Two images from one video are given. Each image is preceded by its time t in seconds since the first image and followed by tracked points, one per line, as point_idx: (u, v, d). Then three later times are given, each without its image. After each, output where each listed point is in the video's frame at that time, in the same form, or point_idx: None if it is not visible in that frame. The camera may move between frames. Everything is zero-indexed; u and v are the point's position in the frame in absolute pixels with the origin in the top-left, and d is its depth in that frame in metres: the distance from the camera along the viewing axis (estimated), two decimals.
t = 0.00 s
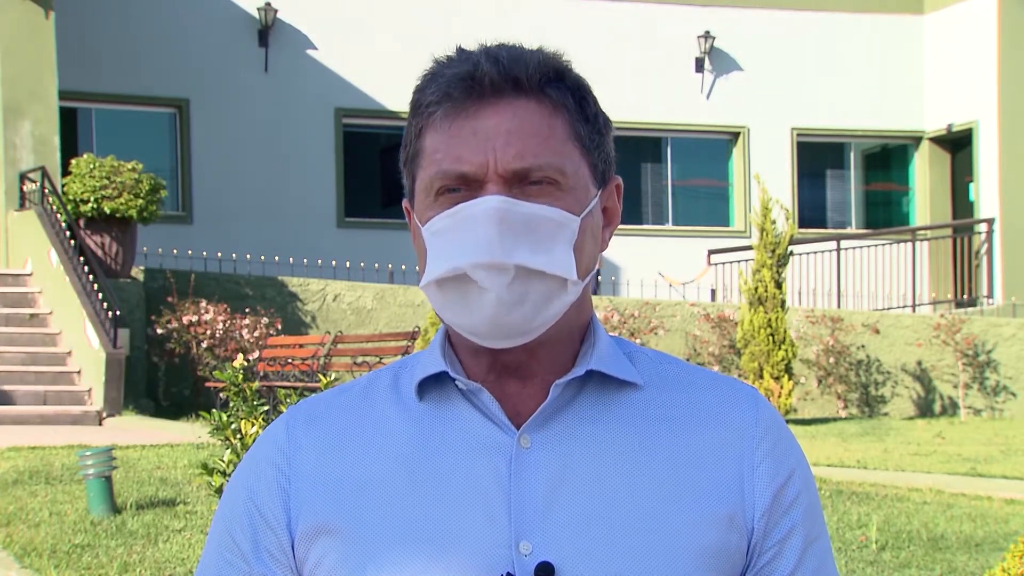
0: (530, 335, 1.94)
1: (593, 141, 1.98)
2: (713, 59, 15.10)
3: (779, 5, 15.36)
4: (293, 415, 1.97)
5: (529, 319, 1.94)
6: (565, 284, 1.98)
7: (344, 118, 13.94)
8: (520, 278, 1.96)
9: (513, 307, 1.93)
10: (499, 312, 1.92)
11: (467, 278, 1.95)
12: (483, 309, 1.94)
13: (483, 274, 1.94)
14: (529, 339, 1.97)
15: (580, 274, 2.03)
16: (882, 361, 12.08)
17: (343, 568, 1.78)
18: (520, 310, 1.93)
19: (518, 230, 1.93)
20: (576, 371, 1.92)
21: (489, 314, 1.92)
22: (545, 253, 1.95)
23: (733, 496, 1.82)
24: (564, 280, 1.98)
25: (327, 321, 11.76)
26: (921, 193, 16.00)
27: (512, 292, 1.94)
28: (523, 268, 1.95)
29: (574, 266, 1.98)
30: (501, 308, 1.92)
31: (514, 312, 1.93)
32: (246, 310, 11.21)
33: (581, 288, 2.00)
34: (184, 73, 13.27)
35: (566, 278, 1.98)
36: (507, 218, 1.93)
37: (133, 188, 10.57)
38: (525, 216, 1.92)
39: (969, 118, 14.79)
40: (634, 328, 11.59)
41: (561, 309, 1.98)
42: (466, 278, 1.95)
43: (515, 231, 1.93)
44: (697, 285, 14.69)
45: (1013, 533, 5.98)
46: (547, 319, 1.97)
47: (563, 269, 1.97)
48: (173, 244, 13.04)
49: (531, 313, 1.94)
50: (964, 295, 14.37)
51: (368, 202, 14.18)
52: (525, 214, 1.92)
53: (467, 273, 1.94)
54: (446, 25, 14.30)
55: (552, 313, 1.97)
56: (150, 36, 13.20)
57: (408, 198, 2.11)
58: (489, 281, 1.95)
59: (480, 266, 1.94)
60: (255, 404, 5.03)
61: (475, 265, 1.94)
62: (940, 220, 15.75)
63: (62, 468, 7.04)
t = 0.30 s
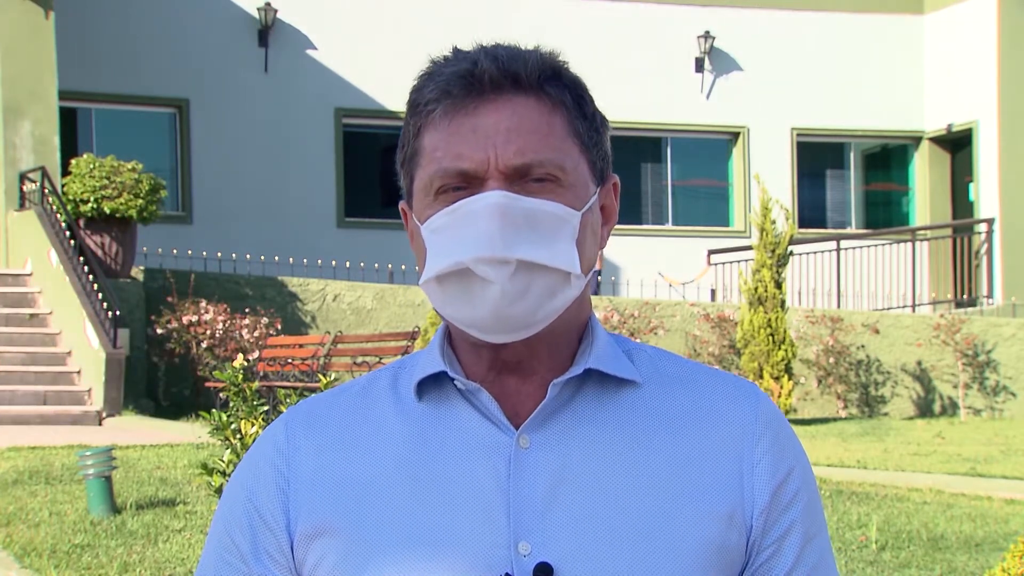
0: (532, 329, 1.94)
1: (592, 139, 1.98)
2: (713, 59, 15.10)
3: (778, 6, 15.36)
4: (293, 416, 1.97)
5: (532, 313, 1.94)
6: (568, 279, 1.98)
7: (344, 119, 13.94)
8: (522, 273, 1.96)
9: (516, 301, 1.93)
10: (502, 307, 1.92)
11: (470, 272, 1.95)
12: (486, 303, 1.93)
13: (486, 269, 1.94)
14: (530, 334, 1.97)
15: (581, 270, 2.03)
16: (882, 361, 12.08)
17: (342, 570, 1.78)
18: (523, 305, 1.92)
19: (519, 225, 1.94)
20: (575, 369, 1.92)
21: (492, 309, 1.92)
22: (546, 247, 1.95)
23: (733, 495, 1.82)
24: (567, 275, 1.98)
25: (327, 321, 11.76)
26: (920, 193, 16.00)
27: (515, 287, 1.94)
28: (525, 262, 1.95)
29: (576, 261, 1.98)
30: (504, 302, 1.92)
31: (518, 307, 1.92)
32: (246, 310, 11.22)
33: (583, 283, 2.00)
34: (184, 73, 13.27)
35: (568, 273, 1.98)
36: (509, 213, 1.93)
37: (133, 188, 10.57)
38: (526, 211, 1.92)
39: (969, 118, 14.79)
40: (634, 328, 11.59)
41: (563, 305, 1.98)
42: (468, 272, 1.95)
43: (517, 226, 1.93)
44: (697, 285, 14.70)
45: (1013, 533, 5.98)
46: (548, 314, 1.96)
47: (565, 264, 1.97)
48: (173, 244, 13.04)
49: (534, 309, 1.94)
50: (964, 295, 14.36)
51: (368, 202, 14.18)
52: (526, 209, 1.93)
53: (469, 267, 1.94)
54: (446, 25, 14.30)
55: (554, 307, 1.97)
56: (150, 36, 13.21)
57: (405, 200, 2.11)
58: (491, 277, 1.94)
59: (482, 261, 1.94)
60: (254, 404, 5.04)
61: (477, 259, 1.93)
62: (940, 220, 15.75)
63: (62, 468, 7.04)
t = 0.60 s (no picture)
0: (534, 326, 1.94)
1: (587, 135, 1.99)
2: (713, 59, 15.10)
3: (778, 6, 15.36)
4: (293, 415, 1.97)
5: (533, 311, 1.94)
6: (569, 276, 1.98)
7: (344, 118, 13.94)
8: (523, 270, 1.95)
9: (518, 299, 1.92)
10: (504, 305, 1.91)
11: (471, 271, 1.95)
12: (488, 301, 1.93)
13: (487, 267, 1.94)
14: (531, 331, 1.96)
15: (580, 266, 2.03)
16: (882, 361, 12.08)
17: (343, 567, 1.78)
18: (524, 302, 1.92)
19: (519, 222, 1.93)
20: (574, 365, 1.92)
21: (494, 307, 1.92)
22: (546, 244, 1.95)
23: (733, 486, 1.82)
24: (568, 272, 1.98)
25: (327, 321, 11.76)
26: (920, 193, 16.01)
27: (517, 283, 1.93)
28: (526, 260, 1.95)
29: (576, 257, 1.98)
30: (506, 300, 1.92)
31: (519, 305, 1.92)
32: (246, 310, 11.21)
33: (583, 279, 2.00)
34: (184, 73, 13.27)
35: (569, 269, 1.98)
36: (509, 211, 1.93)
37: (133, 188, 10.57)
38: (526, 208, 1.92)
39: (969, 118, 14.79)
40: (634, 328, 11.59)
41: (564, 301, 1.98)
42: (470, 271, 1.95)
43: (518, 223, 1.93)
44: (697, 285, 14.71)
45: (1013, 533, 5.97)
46: (550, 311, 1.96)
47: (565, 260, 1.97)
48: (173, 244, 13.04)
49: (536, 306, 1.94)
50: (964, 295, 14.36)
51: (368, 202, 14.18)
52: (527, 206, 1.92)
53: (471, 265, 1.94)
54: (445, 25, 14.30)
55: (555, 304, 1.97)
56: (150, 36, 13.21)
57: (402, 201, 2.11)
58: (493, 275, 1.94)
59: (484, 260, 1.94)
60: (254, 404, 5.04)
61: (479, 257, 1.93)
62: (940, 220, 15.75)
63: (62, 468, 7.04)
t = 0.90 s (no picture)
0: (537, 330, 1.94)
1: (584, 138, 1.99)
2: (713, 59, 15.10)
3: (778, 6, 15.35)
4: (293, 417, 1.97)
5: (534, 315, 1.94)
6: (568, 279, 1.98)
7: (344, 118, 13.93)
8: (524, 275, 1.95)
9: (518, 304, 1.93)
10: (505, 310, 1.92)
11: (473, 277, 1.95)
12: (489, 307, 1.94)
13: (488, 273, 1.94)
14: (532, 337, 1.96)
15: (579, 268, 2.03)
16: (882, 361, 12.09)
17: (344, 569, 1.78)
18: (523, 307, 1.93)
19: (520, 228, 1.93)
20: (576, 366, 1.92)
21: (495, 313, 1.92)
22: (547, 249, 1.95)
23: (733, 487, 1.82)
24: (567, 275, 1.98)
25: (327, 321, 11.76)
26: (920, 193, 16.01)
27: (517, 290, 1.94)
28: (526, 265, 1.95)
29: (575, 261, 1.98)
30: (507, 306, 1.92)
31: (519, 311, 1.92)
32: (246, 310, 11.21)
33: (582, 281, 2.01)
34: (184, 73, 13.27)
35: (568, 272, 1.98)
36: (509, 217, 1.93)
37: (133, 188, 10.57)
38: (526, 214, 1.92)
39: (969, 118, 14.80)
40: (634, 328, 11.59)
41: (565, 304, 1.98)
42: (471, 277, 1.95)
43: (517, 228, 1.93)
44: (697, 285, 14.72)
45: (1013, 533, 5.98)
46: (552, 314, 1.96)
47: (565, 264, 1.97)
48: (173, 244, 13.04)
49: (536, 311, 1.94)
50: (964, 295, 14.36)
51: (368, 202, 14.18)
52: (526, 212, 1.93)
53: (473, 272, 1.94)
54: (445, 25, 14.30)
55: (556, 308, 1.97)
56: (150, 36, 13.20)
57: (399, 205, 2.12)
58: (494, 282, 1.94)
59: (486, 265, 1.94)
60: (254, 404, 5.05)
61: (481, 263, 1.93)
62: (940, 220, 15.76)
63: (62, 468, 7.04)
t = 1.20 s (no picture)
0: (537, 325, 1.94)
1: (584, 135, 1.99)
2: (713, 59, 15.09)
3: (778, 6, 15.35)
4: (295, 419, 1.97)
5: (534, 309, 1.93)
6: (569, 274, 1.98)
7: (345, 118, 13.94)
8: (523, 270, 1.96)
9: (518, 298, 1.92)
10: (505, 304, 1.91)
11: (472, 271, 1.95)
12: (489, 301, 1.93)
13: (487, 266, 1.94)
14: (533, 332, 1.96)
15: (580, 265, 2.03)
16: (882, 361, 12.08)
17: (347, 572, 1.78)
18: (523, 301, 1.92)
19: (518, 222, 1.93)
20: (580, 370, 1.91)
21: (495, 307, 1.92)
22: (547, 243, 1.95)
23: (736, 496, 1.82)
24: (568, 270, 1.98)
25: (327, 322, 11.76)
26: (921, 193, 16.02)
27: (516, 284, 1.94)
28: (526, 259, 1.95)
29: (576, 256, 1.98)
30: (507, 299, 1.92)
31: (519, 305, 1.92)
32: (246, 310, 11.21)
33: (583, 277, 2.00)
34: (184, 73, 13.28)
35: (568, 267, 1.98)
36: (508, 211, 1.93)
37: (133, 188, 10.57)
38: (525, 209, 1.92)
39: (969, 118, 14.79)
40: (634, 328, 11.59)
41: (566, 299, 1.97)
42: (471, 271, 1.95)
43: (516, 223, 1.93)
44: (697, 285, 14.72)
45: (1013, 533, 5.98)
46: (552, 309, 1.96)
47: (565, 259, 1.97)
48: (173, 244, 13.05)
49: (536, 304, 1.94)
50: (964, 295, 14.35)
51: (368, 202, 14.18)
52: (525, 206, 1.93)
53: (472, 265, 1.94)
54: (445, 26, 14.29)
55: (556, 303, 1.96)
56: (150, 36, 13.21)
57: (400, 206, 2.11)
58: (494, 275, 1.94)
59: (485, 258, 1.94)
60: (254, 404, 5.05)
61: (480, 256, 1.93)
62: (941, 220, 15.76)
63: (62, 468, 7.04)
